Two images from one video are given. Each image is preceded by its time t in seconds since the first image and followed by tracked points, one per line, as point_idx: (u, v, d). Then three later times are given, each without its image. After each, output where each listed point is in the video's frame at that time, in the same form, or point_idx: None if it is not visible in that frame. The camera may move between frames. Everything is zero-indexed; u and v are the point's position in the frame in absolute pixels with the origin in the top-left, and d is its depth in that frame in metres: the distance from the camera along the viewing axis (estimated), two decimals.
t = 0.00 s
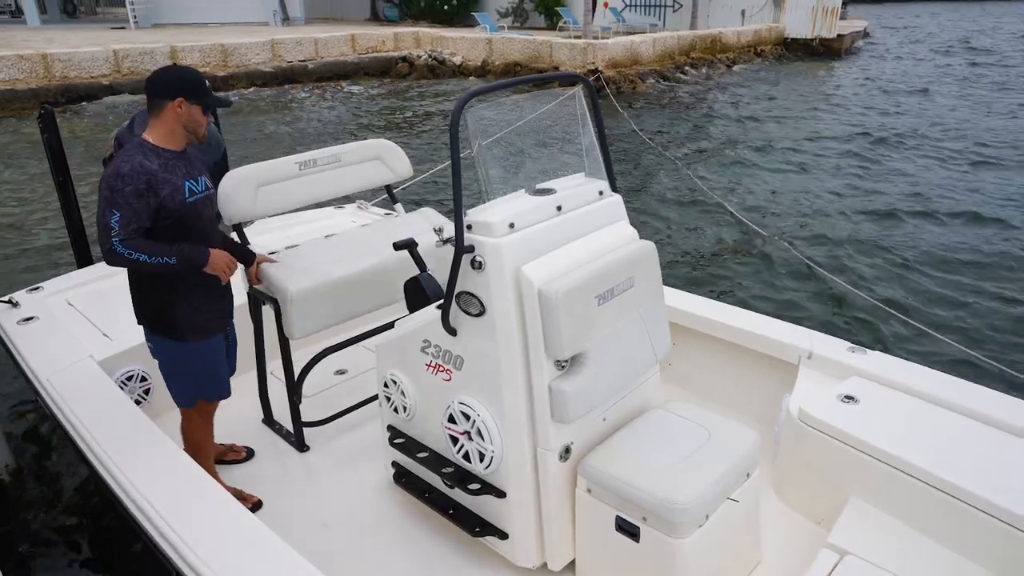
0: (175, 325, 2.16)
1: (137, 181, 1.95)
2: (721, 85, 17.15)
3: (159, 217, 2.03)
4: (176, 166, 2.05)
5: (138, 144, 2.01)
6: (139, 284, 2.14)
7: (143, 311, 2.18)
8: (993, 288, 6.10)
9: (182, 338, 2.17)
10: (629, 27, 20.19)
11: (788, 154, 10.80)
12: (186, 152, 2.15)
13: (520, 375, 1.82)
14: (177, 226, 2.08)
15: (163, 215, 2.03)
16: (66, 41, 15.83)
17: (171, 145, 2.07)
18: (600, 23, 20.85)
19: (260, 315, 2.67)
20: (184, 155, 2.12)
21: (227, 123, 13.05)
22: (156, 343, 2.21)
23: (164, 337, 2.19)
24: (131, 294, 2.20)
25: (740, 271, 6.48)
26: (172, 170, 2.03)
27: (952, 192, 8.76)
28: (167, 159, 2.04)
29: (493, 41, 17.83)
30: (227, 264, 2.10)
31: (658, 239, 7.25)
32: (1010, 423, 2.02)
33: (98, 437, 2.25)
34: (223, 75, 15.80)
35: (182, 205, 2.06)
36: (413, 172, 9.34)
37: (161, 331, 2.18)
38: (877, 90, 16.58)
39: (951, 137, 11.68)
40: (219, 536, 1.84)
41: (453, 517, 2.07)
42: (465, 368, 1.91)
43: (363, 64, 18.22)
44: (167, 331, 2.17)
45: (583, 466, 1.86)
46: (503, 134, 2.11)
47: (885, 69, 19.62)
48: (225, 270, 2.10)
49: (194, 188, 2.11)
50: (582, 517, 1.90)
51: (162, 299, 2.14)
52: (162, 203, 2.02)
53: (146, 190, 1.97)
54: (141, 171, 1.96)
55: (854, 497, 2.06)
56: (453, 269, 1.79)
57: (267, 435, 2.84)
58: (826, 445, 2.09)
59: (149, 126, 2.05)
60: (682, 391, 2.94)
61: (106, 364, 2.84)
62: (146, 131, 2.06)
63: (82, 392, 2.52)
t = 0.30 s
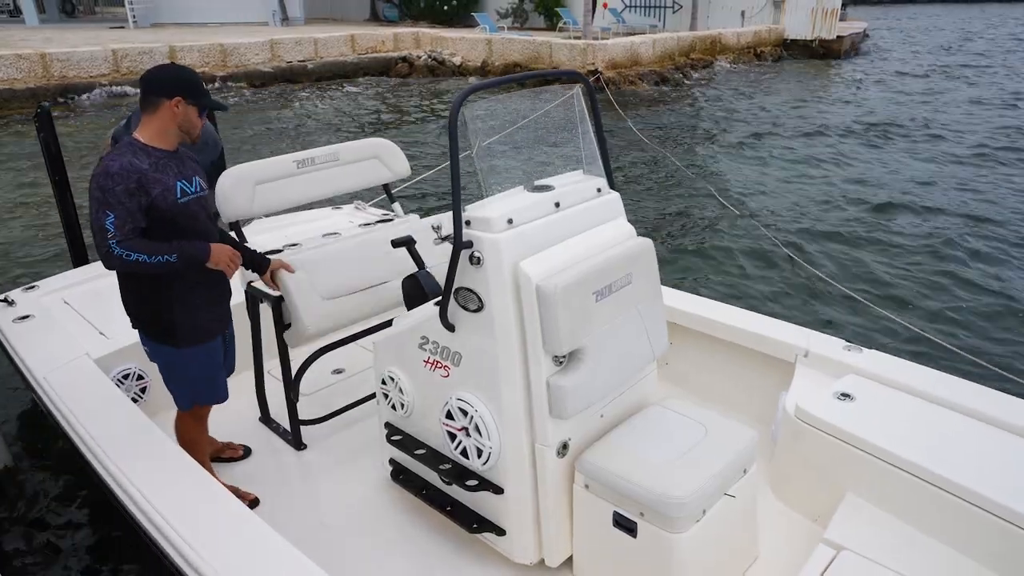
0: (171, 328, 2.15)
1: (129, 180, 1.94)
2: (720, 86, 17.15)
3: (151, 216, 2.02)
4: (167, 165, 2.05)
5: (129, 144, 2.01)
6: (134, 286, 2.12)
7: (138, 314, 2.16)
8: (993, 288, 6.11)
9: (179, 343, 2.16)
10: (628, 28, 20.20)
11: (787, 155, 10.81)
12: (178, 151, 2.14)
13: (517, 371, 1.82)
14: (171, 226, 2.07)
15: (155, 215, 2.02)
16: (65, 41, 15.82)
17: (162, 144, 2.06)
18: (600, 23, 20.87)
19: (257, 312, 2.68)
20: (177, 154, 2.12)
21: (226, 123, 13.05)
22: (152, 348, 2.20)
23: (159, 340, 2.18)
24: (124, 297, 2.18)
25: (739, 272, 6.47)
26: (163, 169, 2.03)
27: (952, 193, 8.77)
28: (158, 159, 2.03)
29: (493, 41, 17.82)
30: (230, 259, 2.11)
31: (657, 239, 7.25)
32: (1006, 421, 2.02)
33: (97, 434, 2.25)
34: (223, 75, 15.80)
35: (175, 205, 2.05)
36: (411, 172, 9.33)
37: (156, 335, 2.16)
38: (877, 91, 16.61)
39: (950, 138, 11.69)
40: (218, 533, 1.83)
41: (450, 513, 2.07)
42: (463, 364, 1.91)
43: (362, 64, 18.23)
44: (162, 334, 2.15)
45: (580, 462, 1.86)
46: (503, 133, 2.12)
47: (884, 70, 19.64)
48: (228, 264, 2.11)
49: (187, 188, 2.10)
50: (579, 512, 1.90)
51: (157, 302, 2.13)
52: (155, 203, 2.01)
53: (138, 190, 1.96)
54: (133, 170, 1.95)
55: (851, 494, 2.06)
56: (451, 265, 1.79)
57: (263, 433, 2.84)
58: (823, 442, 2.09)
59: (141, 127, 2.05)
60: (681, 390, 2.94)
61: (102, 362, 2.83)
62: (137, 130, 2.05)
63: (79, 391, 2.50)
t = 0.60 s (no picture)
0: (158, 330, 2.16)
1: (106, 176, 1.95)
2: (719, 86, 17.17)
3: (130, 214, 2.02)
4: (156, 164, 2.05)
5: (122, 141, 2.04)
6: (121, 283, 2.14)
7: (128, 312, 2.18)
8: (990, 288, 6.13)
9: (164, 344, 2.17)
10: (628, 28, 20.21)
11: (785, 154, 10.83)
12: (175, 151, 2.16)
13: (515, 367, 1.84)
14: (149, 224, 2.05)
15: (133, 212, 2.02)
16: (64, 40, 15.82)
17: (157, 143, 2.08)
18: (600, 23, 20.87)
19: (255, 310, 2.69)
20: (172, 154, 2.13)
21: (225, 122, 13.04)
22: (144, 347, 2.22)
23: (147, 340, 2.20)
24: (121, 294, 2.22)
25: (737, 271, 6.49)
26: (149, 167, 2.03)
27: (950, 193, 8.78)
28: (147, 157, 2.04)
29: (492, 41, 17.83)
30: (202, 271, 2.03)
31: (655, 238, 7.26)
32: (998, 421, 2.04)
33: (95, 429, 2.26)
34: (223, 74, 15.80)
35: (155, 204, 2.04)
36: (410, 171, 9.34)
37: (144, 337, 2.19)
38: (876, 91, 16.61)
39: (948, 138, 11.70)
40: (217, 529, 1.84)
41: (446, 509, 2.08)
42: (460, 360, 1.92)
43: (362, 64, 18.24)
44: (149, 334, 2.17)
45: (576, 458, 1.87)
46: (503, 133, 2.13)
47: (883, 70, 19.65)
48: (197, 275, 2.02)
49: (174, 188, 2.08)
50: (575, 508, 1.92)
51: (141, 301, 2.14)
52: (133, 200, 2.00)
53: (115, 185, 1.97)
54: (113, 165, 1.97)
55: (844, 492, 2.07)
56: (450, 262, 1.80)
57: (260, 430, 2.85)
58: (816, 440, 2.11)
59: (139, 123, 2.08)
60: (675, 389, 2.95)
61: (101, 357, 2.86)
62: (135, 128, 2.08)
63: (77, 384, 2.53)
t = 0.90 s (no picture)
0: (159, 331, 2.18)
1: (105, 180, 1.97)
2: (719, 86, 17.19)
3: (130, 218, 2.04)
4: (155, 166, 2.06)
5: (120, 142, 2.06)
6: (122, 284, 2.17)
7: (129, 312, 2.21)
8: (987, 290, 6.15)
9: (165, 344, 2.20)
10: (628, 28, 20.23)
11: (784, 154, 10.86)
12: (174, 151, 2.18)
13: (512, 373, 1.86)
14: (149, 227, 2.07)
15: (132, 216, 2.04)
16: (65, 40, 15.82)
17: (155, 145, 2.10)
18: (599, 23, 20.88)
19: (254, 308, 2.71)
20: (170, 155, 2.14)
21: (225, 121, 13.06)
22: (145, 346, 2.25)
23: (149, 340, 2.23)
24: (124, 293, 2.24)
25: (735, 271, 6.52)
26: (148, 170, 2.04)
27: (948, 193, 8.81)
28: (146, 159, 2.06)
29: (493, 41, 17.84)
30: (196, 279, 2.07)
31: (653, 238, 7.29)
32: (990, 432, 2.06)
33: (95, 425, 2.28)
34: (223, 74, 15.82)
35: (155, 207, 2.05)
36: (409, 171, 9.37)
37: (146, 336, 2.21)
38: (876, 91, 16.63)
39: (947, 139, 11.73)
40: (216, 527, 1.86)
41: (442, 510, 2.11)
42: (458, 363, 1.95)
43: (362, 64, 18.27)
44: (149, 334, 2.20)
45: (571, 462, 1.90)
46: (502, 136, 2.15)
47: (883, 70, 19.67)
48: (192, 284, 2.06)
49: (173, 190, 2.09)
50: (569, 511, 1.94)
51: (142, 302, 2.16)
52: (133, 204, 2.02)
53: (114, 190, 1.98)
54: (112, 170, 1.99)
55: (835, 497, 2.10)
56: (449, 267, 1.82)
57: (260, 427, 2.87)
58: (808, 447, 2.14)
59: (136, 125, 2.10)
60: (671, 391, 2.98)
61: (101, 353, 2.88)
62: (133, 129, 2.10)
63: (77, 379, 2.55)
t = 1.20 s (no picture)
0: (172, 324, 2.20)
1: (125, 181, 2.00)
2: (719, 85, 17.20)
3: (148, 216, 2.08)
4: (167, 165, 2.10)
5: (131, 143, 2.07)
6: (134, 280, 2.19)
7: (138, 308, 2.22)
8: (985, 289, 6.18)
9: (178, 337, 2.22)
10: (628, 27, 20.24)
11: (783, 153, 10.88)
12: (180, 150, 2.20)
13: (510, 379, 1.88)
14: (166, 225, 2.12)
15: (151, 214, 2.08)
16: (65, 40, 15.83)
17: (163, 145, 2.11)
18: (599, 22, 20.88)
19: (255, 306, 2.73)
20: (178, 153, 2.17)
21: (226, 121, 13.09)
22: (153, 342, 2.26)
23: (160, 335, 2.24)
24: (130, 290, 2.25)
25: (734, 271, 6.54)
26: (163, 169, 2.08)
27: (947, 193, 8.83)
28: (159, 158, 2.08)
29: (493, 41, 17.85)
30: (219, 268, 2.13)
31: (653, 237, 7.31)
32: (983, 441, 2.09)
33: (97, 424, 2.30)
34: (224, 74, 15.84)
35: (172, 204, 2.11)
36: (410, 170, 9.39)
37: (156, 330, 2.22)
38: (875, 90, 16.64)
39: (946, 138, 11.75)
40: (215, 529, 1.88)
41: (439, 512, 2.13)
42: (456, 369, 1.97)
43: (362, 64, 18.29)
44: (160, 329, 2.21)
45: (568, 468, 1.92)
46: (499, 142, 2.20)
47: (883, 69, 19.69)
48: (215, 274, 2.13)
49: (186, 187, 2.15)
50: (565, 516, 1.96)
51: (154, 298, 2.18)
52: (151, 202, 2.06)
53: (135, 189, 2.02)
54: (130, 170, 2.01)
55: (830, 504, 2.12)
56: (448, 274, 1.84)
57: (260, 425, 2.89)
58: (804, 453, 2.16)
59: (144, 125, 2.10)
60: (669, 394, 3.00)
61: (102, 350, 2.89)
62: (139, 129, 2.11)
63: (81, 378, 2.56)
